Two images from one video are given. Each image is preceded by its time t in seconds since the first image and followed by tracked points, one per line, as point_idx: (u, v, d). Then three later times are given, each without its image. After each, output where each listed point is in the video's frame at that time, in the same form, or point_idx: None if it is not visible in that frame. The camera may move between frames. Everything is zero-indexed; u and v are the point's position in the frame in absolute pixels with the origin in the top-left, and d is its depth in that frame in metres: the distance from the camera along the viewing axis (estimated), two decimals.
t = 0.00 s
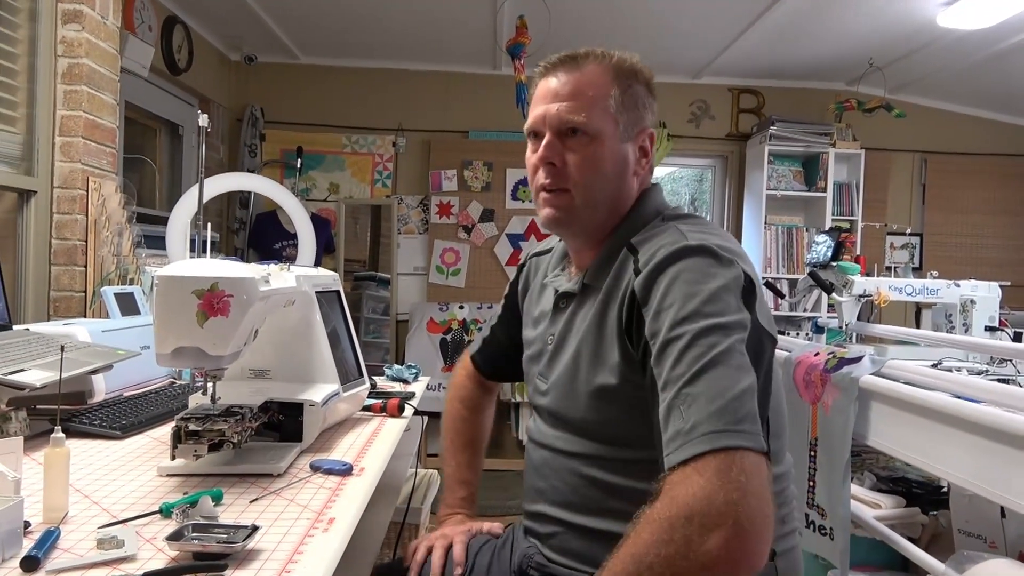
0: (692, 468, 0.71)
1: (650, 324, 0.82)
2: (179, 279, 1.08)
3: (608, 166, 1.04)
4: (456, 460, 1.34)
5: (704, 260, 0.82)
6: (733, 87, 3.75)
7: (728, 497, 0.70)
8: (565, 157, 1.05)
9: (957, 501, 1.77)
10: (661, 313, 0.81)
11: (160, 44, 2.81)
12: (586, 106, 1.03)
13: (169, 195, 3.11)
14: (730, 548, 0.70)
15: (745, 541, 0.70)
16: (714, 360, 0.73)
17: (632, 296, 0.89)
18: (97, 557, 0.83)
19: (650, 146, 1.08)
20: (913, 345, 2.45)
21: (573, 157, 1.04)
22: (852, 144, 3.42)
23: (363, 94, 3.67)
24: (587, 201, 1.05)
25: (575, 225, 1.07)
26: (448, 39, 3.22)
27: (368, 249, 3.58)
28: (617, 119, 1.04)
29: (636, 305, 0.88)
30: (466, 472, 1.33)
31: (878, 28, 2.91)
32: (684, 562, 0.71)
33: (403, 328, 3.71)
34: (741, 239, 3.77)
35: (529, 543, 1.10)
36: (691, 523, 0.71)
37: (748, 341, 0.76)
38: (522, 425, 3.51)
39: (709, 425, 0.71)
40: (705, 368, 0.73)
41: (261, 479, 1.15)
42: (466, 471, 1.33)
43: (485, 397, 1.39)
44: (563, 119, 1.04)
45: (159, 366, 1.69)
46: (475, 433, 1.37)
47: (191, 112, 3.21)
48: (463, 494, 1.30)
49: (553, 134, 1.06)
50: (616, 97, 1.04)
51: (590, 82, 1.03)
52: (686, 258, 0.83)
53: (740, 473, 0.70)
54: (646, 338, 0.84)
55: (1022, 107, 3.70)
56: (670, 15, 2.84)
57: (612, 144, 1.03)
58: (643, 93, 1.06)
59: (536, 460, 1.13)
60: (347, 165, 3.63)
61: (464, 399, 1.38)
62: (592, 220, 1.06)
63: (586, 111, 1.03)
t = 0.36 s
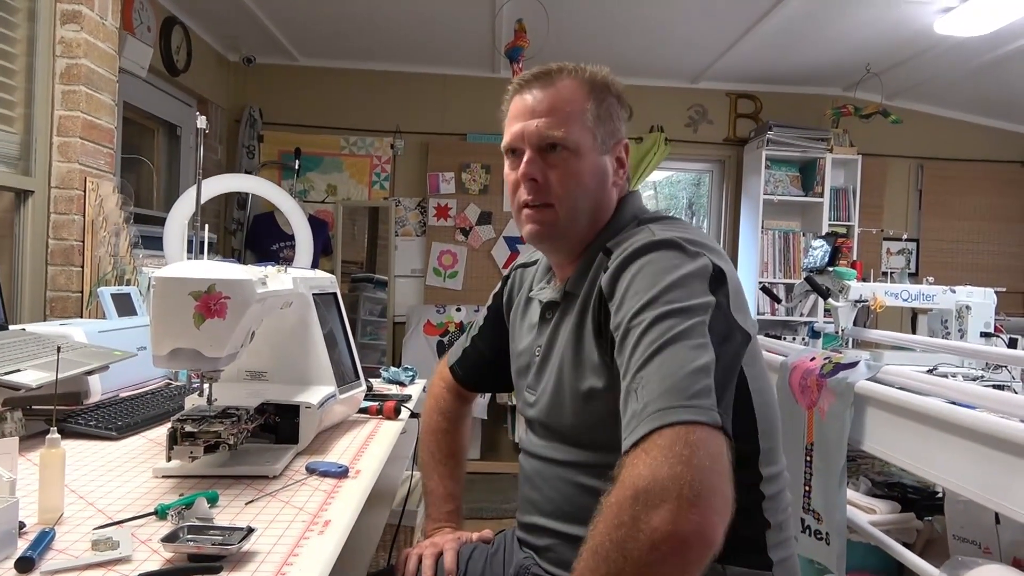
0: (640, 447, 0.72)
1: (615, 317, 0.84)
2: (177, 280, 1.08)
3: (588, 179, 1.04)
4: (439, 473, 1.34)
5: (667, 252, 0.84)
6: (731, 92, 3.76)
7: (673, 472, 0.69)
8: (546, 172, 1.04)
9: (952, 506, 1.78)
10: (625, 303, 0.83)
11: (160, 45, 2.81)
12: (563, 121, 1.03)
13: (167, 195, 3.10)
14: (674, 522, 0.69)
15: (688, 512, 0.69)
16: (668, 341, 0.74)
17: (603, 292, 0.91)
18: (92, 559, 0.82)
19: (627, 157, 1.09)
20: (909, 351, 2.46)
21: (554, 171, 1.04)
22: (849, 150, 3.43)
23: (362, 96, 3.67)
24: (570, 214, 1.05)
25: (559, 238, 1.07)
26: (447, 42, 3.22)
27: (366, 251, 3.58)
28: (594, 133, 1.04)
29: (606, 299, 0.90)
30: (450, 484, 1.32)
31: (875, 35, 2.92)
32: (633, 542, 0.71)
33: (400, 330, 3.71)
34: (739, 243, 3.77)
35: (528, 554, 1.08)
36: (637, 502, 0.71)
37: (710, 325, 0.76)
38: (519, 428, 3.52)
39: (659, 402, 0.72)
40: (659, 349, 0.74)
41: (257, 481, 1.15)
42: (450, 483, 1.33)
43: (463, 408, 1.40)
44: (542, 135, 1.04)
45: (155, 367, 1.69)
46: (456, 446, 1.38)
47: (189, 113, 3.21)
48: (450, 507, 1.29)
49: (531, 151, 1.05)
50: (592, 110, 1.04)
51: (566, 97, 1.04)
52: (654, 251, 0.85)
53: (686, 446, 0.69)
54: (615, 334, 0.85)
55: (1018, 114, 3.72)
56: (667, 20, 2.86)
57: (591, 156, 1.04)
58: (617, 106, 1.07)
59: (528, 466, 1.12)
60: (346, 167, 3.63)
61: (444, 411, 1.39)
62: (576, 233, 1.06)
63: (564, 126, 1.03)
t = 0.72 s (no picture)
0: (662, 457, 0.72)
1: (625, 326, 0.84)
2: (178, 287, 1.08)
3: (589, 186, 1.05)
4: (443, 480, 1.34)
5: (676, 263, 0.84)
6: (729, 96, 3.77)
7: (698, 482, 0.69)
8: (548, 181, 1.05)
9: (954, 509, 1.78)
10: (634, 313, 0.83)
11: (159, 54, 2.83)
12: (564, 129, 1.04)
13: (168, 203, 3.11)
14: (702, 531, 0.69)
15: (715, 522, 0.69)
16: (684, 354, 0.74)
17: (611, 301, 0.91)
18: (95, 566, 0.82)
19: (627, 163, 1.10)
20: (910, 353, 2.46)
21: (556, 179, 1.04)
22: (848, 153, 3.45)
23: (361, 103, 3.68)
24: (573, 221, 1.05)
25: (563, 245, 1.07)
26: (445, 48, 3.24)
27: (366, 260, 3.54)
28: (595, 140, 1.05)
29: (614, 309, 0.90)
30: (454, 491, 1.32)
31: (873, 38, 2.93)
32: (659, 551, 0.71)
33: (401, 336, 3.71)
34: (738, 247, 3.78)
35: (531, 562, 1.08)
36: (662, 511, 0.71)
37: (720, 337, 0.77)
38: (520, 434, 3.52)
39: (678, 415, 0.72)
40: (675, 362, 0.74)
41: (258, 488, 1.15)
42: (455, 490, 1.33)
43: (469, 414, 1.40)
44: (543, 144, 1.04)
45: (156, 375, 1.69)
46: (461, 453, 1.38)
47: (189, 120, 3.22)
48: (454, 514, 1.29)
49: (533, 160, 1.06)
50: (591, 117, 1.05)
51: (566, 106, 1.04)
52: (664, 260, 0.85)
53: (711, 456, 0.69)
54: (622, 343, 0.85)
55: (1016, 116, 3.73)
56: (665, 25, 2.87)
57: (592, 163, 1.04)
58: (616, 114, 1.08)
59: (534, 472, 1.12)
60: (345, 173, 3.64)
61: (450, 418, 1.39)
62: (579, 238, 1.06)
63: (565, 134, 1.04)
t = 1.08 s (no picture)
0: (657, 458, 0.72)
1: (626, 328, 0.84)
2: (179, 294, 1.08)
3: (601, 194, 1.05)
4: (447, 485, 1.33)
5: (678, 267, 0.84)
6: (729, 100, 3.78)
7: (691, 483, 0.69)
8: (561, 193, 1.04)
9: (958, 512, 1.77)
10: (635, 316, 0.83)
11: (161, 61, 2.84)
12: (573, 139, 1.04)
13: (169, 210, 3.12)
14: (695, 533, 0.69)
15: (707, 524, 0.68)
16: (683, 357, 0.74)
17: (614, 305, 0.91)
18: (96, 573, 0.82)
19: (633, 168, 1.11)
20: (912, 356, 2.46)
21: (569, 191, 1.04)
22: (849, 156, 3.47)
23: (362, 109, 3.70)
24: (588, 231, 1.05)
25: (578, 255, 1.07)
26: (445, 54, 3.25)
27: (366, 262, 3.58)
28: (604, 148, 1.05)
29: (616, 313, 0.90)
30: (458, 497, 1.32)
31: (872, 41, 2.93)
32: (652, 552, 0.71)
33: (403, 342, 3.71)
34: (739, 250, 3.78)
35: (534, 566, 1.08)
36: (656, 512, 0.71)
37: (721, 342, 0.77)
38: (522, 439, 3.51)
39: (675, 416, 0.71)
40: (674, 364, 0.74)
41: (260, 494, 1.14)
42: (458, 495, 1.32)
43: (473, 418, 1.40)
44: (553, 155, 1.04)
45: (158, 382, 1.69)
46: (467, 458, 1.37)
47: (190, 127, 3.23)
48: (458, 519, 1.29)
49: (544, 172, 1.05)
50: (598, 125, 1.05)
51: (573, 116, 1.04)
52: (664, 264, 0.85)
53: (705, 457, 0.69)
54: (625, 346, 0.85)
55: (1016, 118, 3.73)
56: (664, 30, 2.88)
57: (602, 171, 1.05)
58: (621, 120, 1.08)
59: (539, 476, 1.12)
60: (346, 180, 3.65)
61: (454, 422, 1.38)
62: (594, 246, 1.06)
63: (575, 144, 1.04)
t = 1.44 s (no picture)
0: (660, 463, 0.71)
1: (627, 334, 0.84)
2: (180, 301, 1.08)
3: (602, 202, 1.05)
4: (452, 489, 1.33)
5: (680, 272, 0.84)
6: (729, 104, 3.78)
7: (694, 487, 0.69)
8: (562, 203, 1.04)
9: (963, 515, 1.76)
10: (636, 323, 0.83)
11: (162, 68, 2.85)
12: (572, 149, 1.04)
13: (171, 217, 3.13)
14: (698, 538, 0.68)
15: (710, 529, 0.68)
16: (684, 362, 0.74)
17: (615, 310, 0.91)
18: None
19: (633, 174, 1.11)
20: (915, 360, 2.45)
21: (569, 200, 1.04)
22: (849, 159, 3.44)
23: (363, 114, 3.70)
24: (589, 240, 1.05)
25: (580, 263, 1.07)
26: (446, 59, 3.26)
27: (368, 271, 3.55)
28: (604, 156, 1.05)
29: (618, 318, 0.90)
30: (463, 501, 1.32)
31: (872, 44, 2.94)
32: (656, 557, 0.71)
33: (404, 347, 3.71)
34: (741, 253, 3.77)
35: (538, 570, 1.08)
36: (659, 517, 0.71)
37: (723, 347, 0.77)
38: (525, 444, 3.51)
39: (677, 421, 0.71)
40: (676, 369, 0.74)
41: (262, 500, 1.14)
42: (464, 499, 1.32)
43: (479, 423, 1.40)
44: (553, 166, 1.04)
45: (160, 388, 1.69)
46: (472, 463, 1.37)
47: (192, 134, 3.24)
48: (463, 523, 1.29)
49: (545, 182, 1.05)
50: (597, 134, 1.05)
51: (571, 125, 1.04)
52: (666, 269, 0.85)
53: (708, 462, 0.69)
54: (626, 351, 0.85)
55: (1017, 120, 3.72)
56: (664, 35, 2.89)
57: (602, 179, 1.05)
58: (619, 128, 1.08)
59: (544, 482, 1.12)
60: (348, 185, 3.66)
61: (460, 427, 1.38)
62: (596, 255, 1.07)
63: (574, 154, 1.04)
